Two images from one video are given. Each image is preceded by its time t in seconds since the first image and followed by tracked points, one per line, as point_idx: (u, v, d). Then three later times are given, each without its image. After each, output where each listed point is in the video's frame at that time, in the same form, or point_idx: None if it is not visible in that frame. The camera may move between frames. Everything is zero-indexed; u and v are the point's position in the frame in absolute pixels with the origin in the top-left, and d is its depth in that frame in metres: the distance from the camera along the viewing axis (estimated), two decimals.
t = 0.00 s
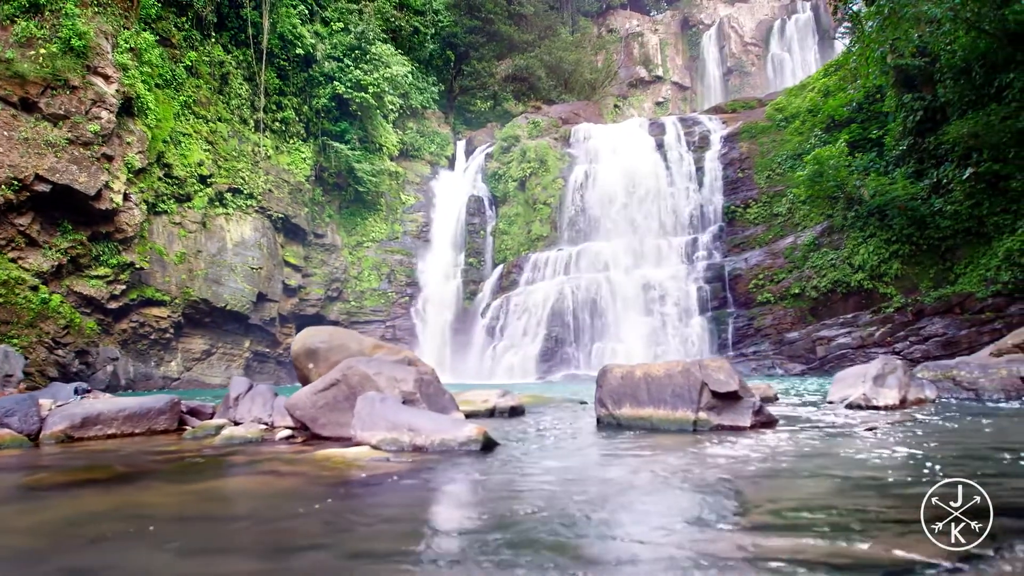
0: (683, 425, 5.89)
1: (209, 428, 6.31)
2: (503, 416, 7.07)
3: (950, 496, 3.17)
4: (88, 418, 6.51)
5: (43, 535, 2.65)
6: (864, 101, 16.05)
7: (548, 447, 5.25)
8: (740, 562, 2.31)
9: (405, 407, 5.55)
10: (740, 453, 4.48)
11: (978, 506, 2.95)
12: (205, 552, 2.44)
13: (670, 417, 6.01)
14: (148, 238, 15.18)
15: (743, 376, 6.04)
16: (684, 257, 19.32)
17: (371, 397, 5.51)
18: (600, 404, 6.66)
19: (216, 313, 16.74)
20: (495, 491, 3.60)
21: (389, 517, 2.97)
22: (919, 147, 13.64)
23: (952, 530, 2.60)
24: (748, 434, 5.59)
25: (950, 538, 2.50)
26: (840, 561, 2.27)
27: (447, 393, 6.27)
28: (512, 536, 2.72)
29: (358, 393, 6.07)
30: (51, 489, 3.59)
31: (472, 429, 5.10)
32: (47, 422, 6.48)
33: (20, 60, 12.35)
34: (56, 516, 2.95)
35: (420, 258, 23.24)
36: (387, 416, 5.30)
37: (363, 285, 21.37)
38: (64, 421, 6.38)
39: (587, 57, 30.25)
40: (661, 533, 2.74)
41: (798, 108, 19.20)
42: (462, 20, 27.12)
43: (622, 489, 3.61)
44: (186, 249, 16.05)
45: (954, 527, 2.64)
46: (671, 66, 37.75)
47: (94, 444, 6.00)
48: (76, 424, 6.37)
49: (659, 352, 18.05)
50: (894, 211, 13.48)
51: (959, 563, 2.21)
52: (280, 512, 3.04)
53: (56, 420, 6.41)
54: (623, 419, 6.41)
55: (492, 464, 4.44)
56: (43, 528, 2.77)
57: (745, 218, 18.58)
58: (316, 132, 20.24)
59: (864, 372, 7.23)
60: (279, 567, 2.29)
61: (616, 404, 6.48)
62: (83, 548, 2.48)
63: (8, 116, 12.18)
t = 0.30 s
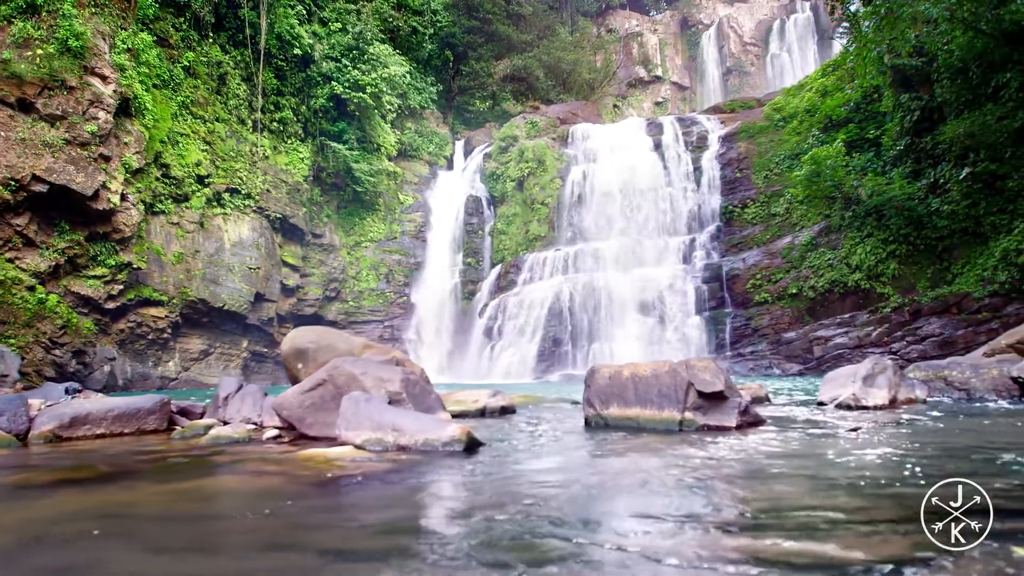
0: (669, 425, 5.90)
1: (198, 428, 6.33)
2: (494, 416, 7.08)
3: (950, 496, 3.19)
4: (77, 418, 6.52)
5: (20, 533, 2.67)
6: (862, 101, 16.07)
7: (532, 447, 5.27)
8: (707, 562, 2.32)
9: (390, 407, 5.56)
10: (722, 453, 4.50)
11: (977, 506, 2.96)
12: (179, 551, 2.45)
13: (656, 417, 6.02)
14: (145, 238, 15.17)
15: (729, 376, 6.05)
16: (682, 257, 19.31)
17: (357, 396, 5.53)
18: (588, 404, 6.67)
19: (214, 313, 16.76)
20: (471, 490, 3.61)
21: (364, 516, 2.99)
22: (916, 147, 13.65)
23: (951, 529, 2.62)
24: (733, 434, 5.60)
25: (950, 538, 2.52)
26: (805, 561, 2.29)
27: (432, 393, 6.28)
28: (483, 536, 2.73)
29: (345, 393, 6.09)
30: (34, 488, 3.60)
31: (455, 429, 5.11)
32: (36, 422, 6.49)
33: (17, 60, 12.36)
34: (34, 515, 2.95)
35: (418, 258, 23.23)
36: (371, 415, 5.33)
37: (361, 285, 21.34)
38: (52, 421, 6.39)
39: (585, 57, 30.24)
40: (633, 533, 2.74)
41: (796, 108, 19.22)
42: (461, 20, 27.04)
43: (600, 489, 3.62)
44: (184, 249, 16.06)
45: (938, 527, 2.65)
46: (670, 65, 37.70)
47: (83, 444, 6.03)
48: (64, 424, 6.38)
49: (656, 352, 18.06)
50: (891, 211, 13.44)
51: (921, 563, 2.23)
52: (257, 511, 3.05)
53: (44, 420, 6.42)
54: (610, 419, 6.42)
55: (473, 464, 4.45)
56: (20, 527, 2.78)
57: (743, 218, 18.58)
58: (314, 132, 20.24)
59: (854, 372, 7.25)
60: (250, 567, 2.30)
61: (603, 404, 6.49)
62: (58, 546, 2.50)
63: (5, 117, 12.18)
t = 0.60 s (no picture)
0: (655, 426, 5.90)
1: (186, 428, 6.34)
2: (484, 416, 7.09)
3: (949, 496, 3.20)
4: (65, 418, 6.53)
5: None
6: (860, 101, 16.07)
7: (516, 447, 5.28)
8: (673, 563, 2.34)
9: (375, 407, 5.58)
10: (706, 454, 4.51)
11: (977, 506, 2.98)
12: (155, 551, 2.47)
13: (642, 417, 6.03)
14: (143, 238, 15.16)
15: (714, 376, 6.04)
16: (680, 257, 19.31)
17: (342, 397, 5.54)
18: (576, 405, 6.70)
19: (211, 313, 16.77)
20: (450, 491, 3.62)
21: (340, 516, 3.00)
22: (913, 147, 13.66)
23: (950, 530, 2.64)
24: (717, 434, 5.61)
25: (949, 538, 2.54)
26: (769, 564, 2.29)
27: (419, 394, 6.29)
28: (455, 535, 2.75)
29: (331, 393, 6.10)
30: (16, 488, 3.61)
31: (439, 429, 5.13)
32: (24, 422, 6.50)
33: (13, 60, 12.36)
34: (16, 516, 2.96)
35: (416, 258, 23.20)
36: (356, 416, 5.34)
37: (359, 285, 21.32)
38: (41, 421, 6.40)
39: (584, 57, 30.24)
40: (606, 534, 2.76)
41: (794, 108, 19.25)
42: (459, 19, 27.00)
43: (580, 491, 3.63)
44: (181, 249, 16.05)
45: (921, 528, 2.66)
46: (670, 65, 37.67)
47: (71, 444, 6.04)
48: (53, 425, 6.40)
49: (654, 352, 18.06)
50: (888, 211, 13.40)
51: (882, 563, 2.25)
52: (233, 512, 3.06)
53: (33, 420, 6.43)
54: (597, 419, 6.44)
55: (455, 464, 4.47)
56: None
57: (740, 218, 18.57)
58: (312, 132, 20.25)
59: (843, 372, 7.27)
60: (222, 565, 2.32)
61: (591, 404, 6.51)
62: (31, 547, 2.51)
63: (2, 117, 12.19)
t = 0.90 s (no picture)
0: (641, 426, 5.91)
1: (174, 428, 6.35)
2: (475, 416, 7.11)
3: (950, 496, 3.21)
4: (53, 419, 6.54)
5: None
6: (857, 101, 16.06)
7: (500, 448, 5.29)
8: (639, 564, 2.35)
9: (360, 407, 5.59)
10: (689, 455, 4.53)
11: (978, 506, 2.99)
12: (130, 551, 2.48)
13: (628, 418, 6.04)
14: (140, 237, 15.16)
15: (700, 377, 6.04)
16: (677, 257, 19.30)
17: (327, 397, 5.56)
18: (564, 405, 6.73)
19: (209, 313, 16.77)
20: (428, 492, 3.63)
21: (314, 517, 3.01)
22: (910, 147, 13.66)
23: (950, 530, 2.65)
24: (703, 435, 5.61)
25: (949, 538, 2.55)
26: (733, 566, 2.30)
27: (405, 394, 6.31)
28: (427, 536, 2.76)
29: (317, 394, 6.11)
30: None
31: (422, 430, 5.14)
32: (13, 422, 6.51)
33: (9, 60, 12.36)
34: None
35: (415, 258, 23.16)
36: (341, 416, 5.35)
37: (357, 285, 21.32)
38: (29, 422, 6.41)
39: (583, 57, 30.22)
40: (578, 535, 2.77)
41: (791, 108, 19.26)
42: (458, 19, 26.97)
43: (558, 491, 3.65)
44: (179, 249, 16.06)
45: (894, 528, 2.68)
46: (669, 65, 37.68)
47: (58, 445, 6.05)
48: (41, 425, 6.40)
49: (651, 352, 18.10)
50: (885, 210, 13.39)
51: (843, 565, 2.26)
52: (209, 512, 3.07)
53: (21, 421, 6.44)
54: (584, 420, 6.46)
55: (438, 465, 4.48)
56: None
57: (738, 218, 18.60)
58: (310, 132, 20.25)
59: (833, 373, 7.29)
60: (194, 565, 2.33)
61: (578, 405, 6.54)
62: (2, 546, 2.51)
63: None
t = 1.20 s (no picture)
0: (626, 426, 5.92)
1: (161, 428, 6.35)
2: (464, 416, 7.12)
3: (949, 496, 3.20)
4: (41, 419, 6.54)
5: None
6: (854, 101, 16.05)
7: (484, 447, 5.30)
8: (604, 566, 2.35)
9: (344, 407, 5.60)
10: (672, 455, 4.54)
11: (977, 506, 2.98)
12: (96, 550, 2.47)
13: (613, 418, 6.04)
14: (136, 238, 15.16)
15: (686, 376, 6.03)
16: (675, 257, 19.31)
17: (310, 397, 5.56)
18: (551, 405, 6.74)
19: (206, 313, 16.78)
20: (407, 491, 3.64)
21: (289, 515, 3.02)
22: (907, 147, 13.65)
23: (951, 530, 2.66)
24: (687, 434, 5.62)
25: (949, 538, 2.57)
26: (699, 566, 2.31)
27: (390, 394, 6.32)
28: (399, 535, 2.77)
29: (302, 393, 6.11)
30: None
31: (405, 429, 5.15)
32: None
33: (5, 60, 12.36)
34: None
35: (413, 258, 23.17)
36: (324, 416, 5.35)
37: (355, 285, 21.34)
38: (16, 422, 6.41)
39: (581, 57, 30.23)
40: (549, 535, 2.77)
41: (789, 108, 19.28)
42: (456, 19, 27.00)
43: (535, 491, 3.65)
44: (176, 249, 16.06)
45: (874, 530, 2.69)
46: (668, 65, 37.68)
47: (45, 444, 6.06)
48: (28, 425, 6.41)
49: (649, 352, 18.11)
50: (882, 210, 13.38)
51: (808, 564, 2.27)
52: (184, 510, 3.08)
53: (8, 421, 6.44)
54: (570, 419, 6.48)
55: (420, 464, 4.49)
56: None
57: (736, 218, 18.62)
58: (308, 132, 20.25)
59: (823, 372, 7.30)
60: (159, 563, 2.33)
61: (565, 404, 6.56)
62: None
63: None
